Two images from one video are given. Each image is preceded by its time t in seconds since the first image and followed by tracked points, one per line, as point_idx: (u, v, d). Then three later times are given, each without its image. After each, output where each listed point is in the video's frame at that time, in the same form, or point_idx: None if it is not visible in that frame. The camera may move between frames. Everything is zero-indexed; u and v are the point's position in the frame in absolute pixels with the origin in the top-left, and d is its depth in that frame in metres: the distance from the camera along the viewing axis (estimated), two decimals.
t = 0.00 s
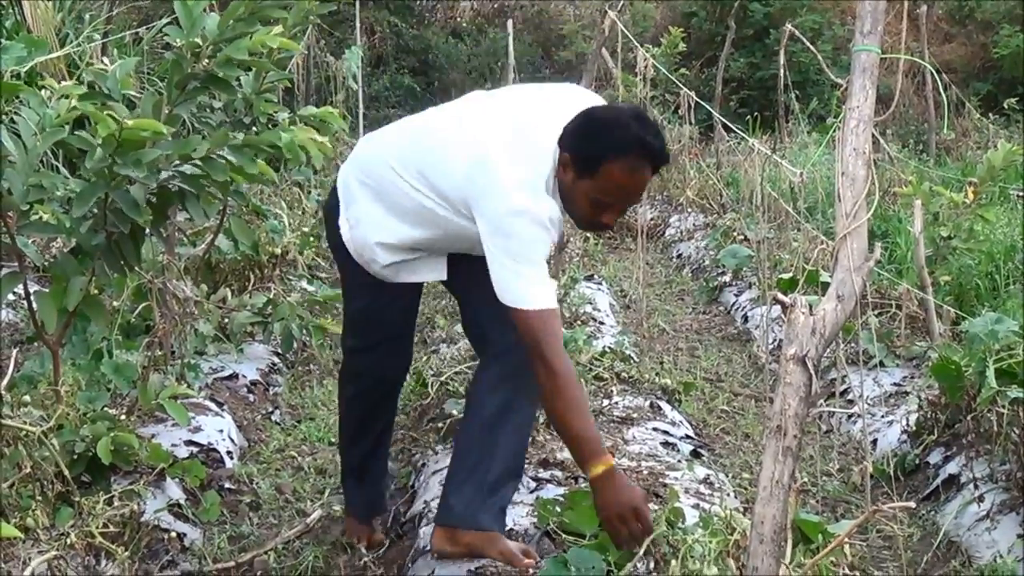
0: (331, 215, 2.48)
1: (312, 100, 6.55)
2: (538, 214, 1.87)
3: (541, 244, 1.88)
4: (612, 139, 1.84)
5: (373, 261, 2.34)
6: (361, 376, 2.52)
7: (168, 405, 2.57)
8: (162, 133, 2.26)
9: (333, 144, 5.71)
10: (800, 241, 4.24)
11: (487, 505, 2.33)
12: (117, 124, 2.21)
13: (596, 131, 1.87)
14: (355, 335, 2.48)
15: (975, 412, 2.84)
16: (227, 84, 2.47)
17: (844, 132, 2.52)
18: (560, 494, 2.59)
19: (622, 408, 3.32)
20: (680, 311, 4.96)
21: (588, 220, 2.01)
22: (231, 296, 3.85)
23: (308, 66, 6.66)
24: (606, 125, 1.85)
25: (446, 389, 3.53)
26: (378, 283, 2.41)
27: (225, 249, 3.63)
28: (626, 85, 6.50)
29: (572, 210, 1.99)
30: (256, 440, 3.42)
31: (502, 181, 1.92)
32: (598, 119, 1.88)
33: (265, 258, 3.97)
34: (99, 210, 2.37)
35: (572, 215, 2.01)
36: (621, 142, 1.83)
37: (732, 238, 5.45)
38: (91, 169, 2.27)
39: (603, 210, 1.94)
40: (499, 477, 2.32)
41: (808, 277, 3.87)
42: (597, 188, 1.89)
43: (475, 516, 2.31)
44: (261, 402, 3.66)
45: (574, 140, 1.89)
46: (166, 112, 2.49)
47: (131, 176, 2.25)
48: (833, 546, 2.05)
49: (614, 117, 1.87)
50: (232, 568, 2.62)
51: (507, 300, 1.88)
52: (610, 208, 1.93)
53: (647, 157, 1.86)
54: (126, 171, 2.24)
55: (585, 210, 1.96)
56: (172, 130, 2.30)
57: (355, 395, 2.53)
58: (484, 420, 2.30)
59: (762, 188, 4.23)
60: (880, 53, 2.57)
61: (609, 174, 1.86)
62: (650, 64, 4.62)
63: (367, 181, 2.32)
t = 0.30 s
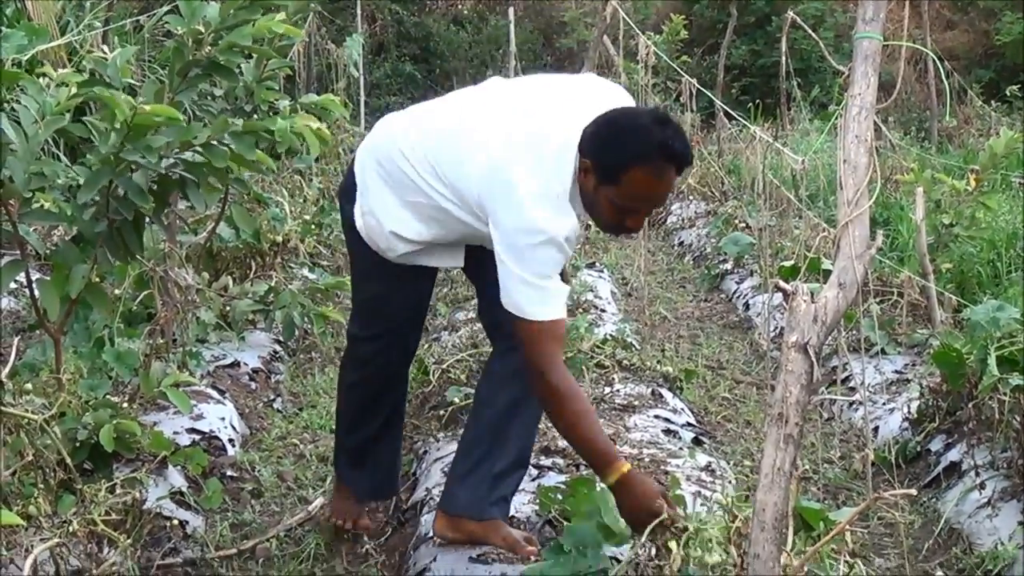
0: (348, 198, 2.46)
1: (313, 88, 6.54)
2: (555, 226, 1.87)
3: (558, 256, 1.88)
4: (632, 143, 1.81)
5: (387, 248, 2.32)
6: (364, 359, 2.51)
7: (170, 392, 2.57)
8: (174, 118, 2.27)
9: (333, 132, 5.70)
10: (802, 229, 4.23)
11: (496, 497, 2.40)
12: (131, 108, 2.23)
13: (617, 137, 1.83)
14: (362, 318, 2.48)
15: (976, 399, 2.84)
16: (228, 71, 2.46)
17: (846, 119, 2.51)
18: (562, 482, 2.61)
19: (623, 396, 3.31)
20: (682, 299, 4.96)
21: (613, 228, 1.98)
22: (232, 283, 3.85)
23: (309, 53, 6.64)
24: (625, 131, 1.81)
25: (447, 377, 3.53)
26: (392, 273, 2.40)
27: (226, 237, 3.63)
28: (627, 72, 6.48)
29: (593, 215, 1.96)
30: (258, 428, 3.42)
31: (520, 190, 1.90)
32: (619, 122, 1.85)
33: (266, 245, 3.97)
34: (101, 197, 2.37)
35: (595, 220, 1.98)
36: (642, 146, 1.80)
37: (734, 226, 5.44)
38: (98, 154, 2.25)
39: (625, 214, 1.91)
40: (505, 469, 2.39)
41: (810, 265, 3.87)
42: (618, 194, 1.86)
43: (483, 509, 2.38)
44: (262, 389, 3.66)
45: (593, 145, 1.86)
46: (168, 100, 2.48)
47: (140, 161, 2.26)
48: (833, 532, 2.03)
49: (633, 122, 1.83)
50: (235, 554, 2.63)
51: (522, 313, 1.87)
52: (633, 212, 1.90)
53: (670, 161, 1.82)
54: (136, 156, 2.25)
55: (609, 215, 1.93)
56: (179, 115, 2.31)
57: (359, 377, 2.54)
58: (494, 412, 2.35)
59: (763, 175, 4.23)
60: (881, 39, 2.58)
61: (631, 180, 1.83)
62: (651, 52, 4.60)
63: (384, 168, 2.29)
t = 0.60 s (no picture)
0: (337, 160, 2.32)
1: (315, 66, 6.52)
2: (508, 146, 1.84)
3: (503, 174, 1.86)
4: (598, 35, 1.79)
5: (373, 201, 2.19)
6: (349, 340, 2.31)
7: (173, 370, 2.56)
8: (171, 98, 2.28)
9: (335, 110, 5.69)
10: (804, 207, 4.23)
11: (495, 476, 2.41)
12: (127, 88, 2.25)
13: (583, 33, 1.81)
14: (346, 296, 2.29)
15: (978, 377, 2.84)
16: (229, 49, 2.45)
17: (849, 97, 2.49)
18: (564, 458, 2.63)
19: (624, 374, 3.35)
20: (685, 277, 4.96)
21: (595, 136, 1.94)
22: (235, 261, 3.84)
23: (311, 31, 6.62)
24: (589, 23, 1.80)
25: (449, 354, 3.54)
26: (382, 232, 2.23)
27: (228, 215, 3.62)
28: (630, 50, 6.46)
29: (572, 123, 1.92)
30: (260, 405, 3.43)
31: (477, 103, 1.87)
32: (584, 20, 1.83)
33: (268, 223, 3.96)
34: (102, 175, 2.36)
35: (574, 128, 1.94)
36: (609, 34, 1.78)
37: (736, 204, 5.43)
38: (97, 135, 2.26)
39: (604, 114, 1.87)
40: (498, 450, 2.40)
41: (812, 243, 3.87)
42: (591, 91, 1.83)
43: (482, 489, 2.38)
44: (265, 367, 3.66)
45: (559, 47, 1.84)
46: (169, 77, 2.47)
47: (140, 141, 2.26)
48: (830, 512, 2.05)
49: (598, 16, 1.82)
50: (237, 532, 2.66)
51: (448, 226, 1.87)
52: (610, 111, 1.86)
53: (637, 49, 1.80)
54: (135, 137, 2.25)
55: (587, 119, 1.89)
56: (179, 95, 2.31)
57: (341, 368, 2.35)
58: (490, 394, 2.35)
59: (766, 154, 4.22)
60: (885, 17, 2.56)
61: (602, 74, 1.80)
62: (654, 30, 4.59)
63: (368, 114, 2.18)
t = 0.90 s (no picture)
0: (298, 154, 2.28)
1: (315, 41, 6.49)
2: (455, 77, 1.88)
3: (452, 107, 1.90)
4: None
5: (342, 184, 2.15)
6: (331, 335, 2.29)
7: (174, 347, 2.56)
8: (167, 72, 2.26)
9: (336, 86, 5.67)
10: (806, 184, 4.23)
11: (495, 456, 2.43)
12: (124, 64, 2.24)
13: None
14: (325, 288, 2.26)
15: (978, 354, 2.85)
16: (230, 25, 2.44)
17: (850, 74, 2.41)
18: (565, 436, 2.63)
19: (625, 350, 3.35)
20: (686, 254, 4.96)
21: (554, 73, 1.95)
22: (235, 238, 3.84)
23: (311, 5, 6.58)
24: None
25: (450, 331, 3.54)
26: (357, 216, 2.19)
27: (228, 192, 3.61)
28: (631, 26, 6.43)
29: (530, 60, 1.93)
30: (261, 381, 3.43)
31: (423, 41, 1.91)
32: None
33: (268, 200, 3.95)
34: (102, 152, 2.35)
35: (533, 67, 1.95)
36: None
37: (737, 180, 5.42)
38: (93, 109, 2.25)
39: (559, 46, 1.88)
40: (500, 426, 2.43)
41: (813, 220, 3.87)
42: (545, 19, 1.84)
43: (484, 469, 2.42)
44: (265, 343, 3.66)
45: None
46: (169, 54, 2.46)
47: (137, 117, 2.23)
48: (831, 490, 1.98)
49: None
50: (238, 508, 2.68)
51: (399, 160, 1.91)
52: (564, 40, 1.87)
53: None
54: (131, 111, 2.22)
55: (543, 53, 1.90)
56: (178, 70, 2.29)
57: (329, 368, 2.32)
58: (484, 369, 2.35)
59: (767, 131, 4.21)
60: None
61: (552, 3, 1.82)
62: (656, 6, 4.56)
63: (326, 99, 2.15)
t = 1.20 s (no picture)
0: (280, 137, 2.27)
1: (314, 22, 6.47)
2: (408, 32, 1.86)
3: (405, 58, 1.88)
4: None
5: (323, 163, 2.14)
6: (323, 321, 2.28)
7: (174, 329, 2.56)
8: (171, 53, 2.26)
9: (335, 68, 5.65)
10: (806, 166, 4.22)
11: (490, 438, 2.44)
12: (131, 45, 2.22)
13: None
14: (312, 273, 2.25)
15: (978, 336, 2.85)
16: (229, 6, 2.43)
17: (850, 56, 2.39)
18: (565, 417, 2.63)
19: (625, 332, 3.35)
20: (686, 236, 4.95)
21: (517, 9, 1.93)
22: (235, 220, 3.83)
23: None
24: None
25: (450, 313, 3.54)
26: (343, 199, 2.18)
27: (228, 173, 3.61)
28: (631, 7, 6.40)
29: None
30: (261, 363, 3.43)
31: None
32: None
33: (268, 182, 3.94)
34: (102, 133, 2.34)
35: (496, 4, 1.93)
36: None
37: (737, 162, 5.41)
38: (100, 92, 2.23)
39: None
40: (496, 407, 2.42)
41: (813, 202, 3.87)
42: None
43: (480, 451, 2.43)
44: (265, 325, 3.66)
45: None
46: (169, 35, 2.45)
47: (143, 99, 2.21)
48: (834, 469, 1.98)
49: None
50: (238, 490, 2.68)
51: (344, 114, 1.92)
52: None
53: None
54: (137, 93, 2.20)
55: None
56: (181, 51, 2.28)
57: (321, 354, 2.32)
58: (474, 351, 2.35)
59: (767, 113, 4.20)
60: None
61: None
62: None
63: (301, 76, 2.15)
